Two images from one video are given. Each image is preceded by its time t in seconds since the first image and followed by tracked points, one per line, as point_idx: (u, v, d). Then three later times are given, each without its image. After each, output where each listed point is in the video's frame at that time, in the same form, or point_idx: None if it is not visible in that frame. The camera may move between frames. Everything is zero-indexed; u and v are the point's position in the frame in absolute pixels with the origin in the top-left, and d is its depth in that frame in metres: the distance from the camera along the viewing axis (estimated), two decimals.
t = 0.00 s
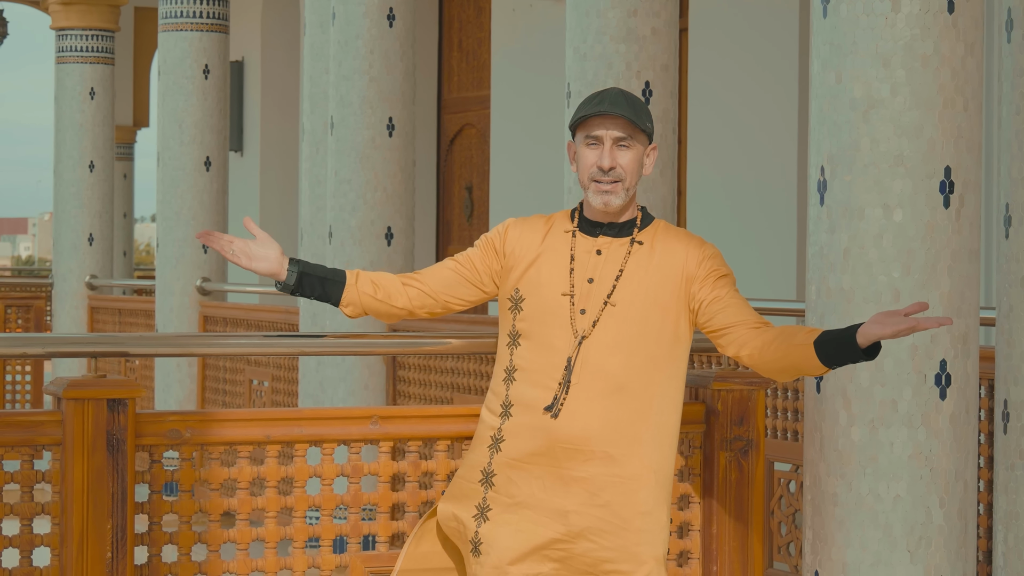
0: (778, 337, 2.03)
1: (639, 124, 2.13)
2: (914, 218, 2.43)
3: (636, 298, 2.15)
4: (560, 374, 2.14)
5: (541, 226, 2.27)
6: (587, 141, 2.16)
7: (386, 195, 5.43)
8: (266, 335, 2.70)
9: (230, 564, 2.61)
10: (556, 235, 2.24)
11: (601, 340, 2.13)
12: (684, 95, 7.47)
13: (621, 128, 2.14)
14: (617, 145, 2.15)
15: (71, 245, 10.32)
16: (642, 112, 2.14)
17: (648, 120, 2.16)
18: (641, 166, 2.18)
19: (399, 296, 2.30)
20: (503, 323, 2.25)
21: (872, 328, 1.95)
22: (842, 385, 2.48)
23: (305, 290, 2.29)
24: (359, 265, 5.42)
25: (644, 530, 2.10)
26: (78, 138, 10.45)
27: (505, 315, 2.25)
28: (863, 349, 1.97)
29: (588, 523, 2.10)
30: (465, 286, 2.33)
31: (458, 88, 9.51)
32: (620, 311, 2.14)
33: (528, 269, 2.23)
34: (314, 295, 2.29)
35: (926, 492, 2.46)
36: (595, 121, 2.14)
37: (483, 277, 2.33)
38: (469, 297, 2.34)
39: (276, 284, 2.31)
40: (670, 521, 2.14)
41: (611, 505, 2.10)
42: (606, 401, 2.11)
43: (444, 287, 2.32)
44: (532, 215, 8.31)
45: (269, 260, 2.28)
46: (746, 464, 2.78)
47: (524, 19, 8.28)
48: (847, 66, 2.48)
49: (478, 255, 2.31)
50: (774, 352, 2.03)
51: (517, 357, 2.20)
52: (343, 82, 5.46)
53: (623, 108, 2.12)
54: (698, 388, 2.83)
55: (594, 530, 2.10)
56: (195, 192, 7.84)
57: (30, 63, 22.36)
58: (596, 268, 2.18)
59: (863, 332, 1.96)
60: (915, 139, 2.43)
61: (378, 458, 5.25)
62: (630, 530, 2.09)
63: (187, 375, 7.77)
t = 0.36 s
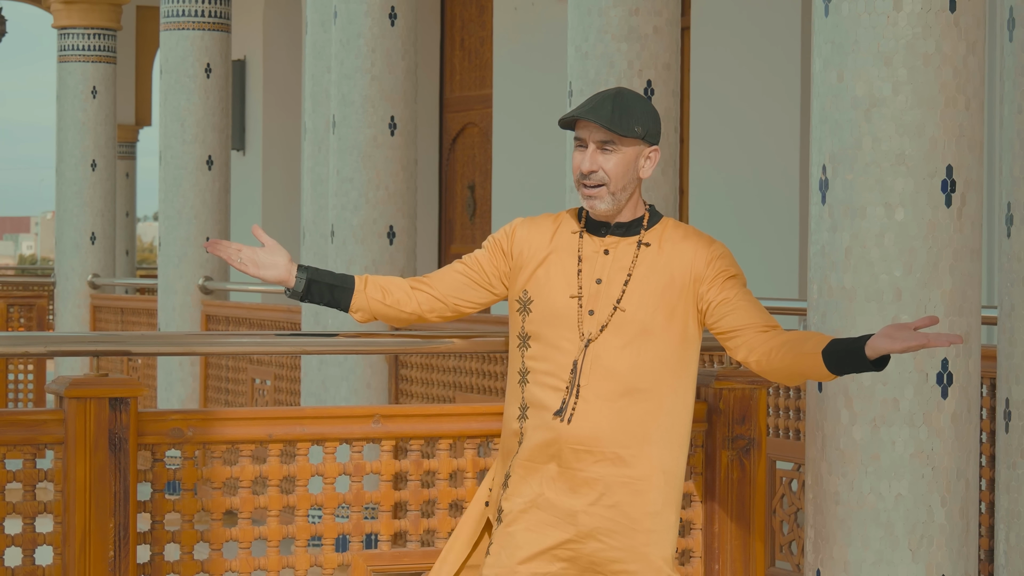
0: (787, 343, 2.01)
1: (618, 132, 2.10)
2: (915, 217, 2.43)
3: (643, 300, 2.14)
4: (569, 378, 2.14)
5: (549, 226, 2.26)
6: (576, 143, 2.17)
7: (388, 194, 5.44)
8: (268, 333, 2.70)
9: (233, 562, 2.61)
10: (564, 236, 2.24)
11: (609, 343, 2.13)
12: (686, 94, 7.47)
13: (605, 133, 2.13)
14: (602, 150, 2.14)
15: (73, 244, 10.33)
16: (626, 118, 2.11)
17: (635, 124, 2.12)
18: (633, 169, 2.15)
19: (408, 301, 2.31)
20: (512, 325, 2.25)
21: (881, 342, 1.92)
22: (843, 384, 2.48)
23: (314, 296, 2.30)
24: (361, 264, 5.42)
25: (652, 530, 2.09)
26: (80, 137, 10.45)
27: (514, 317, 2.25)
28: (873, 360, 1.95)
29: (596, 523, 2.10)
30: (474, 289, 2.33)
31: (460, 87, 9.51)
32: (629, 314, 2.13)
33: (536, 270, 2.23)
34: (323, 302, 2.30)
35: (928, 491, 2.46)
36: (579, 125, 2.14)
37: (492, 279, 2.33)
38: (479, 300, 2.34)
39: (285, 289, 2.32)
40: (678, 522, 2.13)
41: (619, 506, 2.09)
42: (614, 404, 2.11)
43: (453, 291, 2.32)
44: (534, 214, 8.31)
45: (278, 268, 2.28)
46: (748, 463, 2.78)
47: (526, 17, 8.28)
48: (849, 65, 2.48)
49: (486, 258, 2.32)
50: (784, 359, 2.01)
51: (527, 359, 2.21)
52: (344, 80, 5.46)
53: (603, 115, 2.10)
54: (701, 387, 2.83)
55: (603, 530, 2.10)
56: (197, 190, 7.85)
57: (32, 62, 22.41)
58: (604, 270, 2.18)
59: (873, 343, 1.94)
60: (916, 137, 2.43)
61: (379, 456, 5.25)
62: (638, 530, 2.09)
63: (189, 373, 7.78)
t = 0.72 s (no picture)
0: (794, 342, 2.01)
1: (632, 131, 2.10)
2: (916, 216, 2.43)
3: (648, 300, 2.14)
4: (572, 378, 2.13)
5: (554, 225, 2.26)
6: (587, 142, 2.17)
7: (389, 193, 5.44)
8: (268, 333, 2.70)
9: (235, 562, 2.61)
10: (568, 235, 2.23)
11: (613, 343, 2.13)
12: (687, 94, 7.47)
13: (617, 132, 2.13)
14: (613, 149, 2.14)
15: (75, 243, 10.34)
16: (639, 117, 2.11)
17: (648, 125, 2.12)
18: (642, 170, 2.15)
19: (412, 301, 2.31)
20: (516, 324, 2.25)
21: (886, 341, 1.92)
22: (844, 383, 2.48)
23: (317, 297, 2.30)
24: (363, 263, 5.42)
25: (657, 530, 2.10)
26: (81, 137, 10.45)
27: (518, 317, 2.26)
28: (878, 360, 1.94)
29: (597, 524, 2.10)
30: (478, 289, 2.33)
31: (461, 86, 9.51)
32: (634, 315, 2.13)
33: (540, 269, 2.23)
34: (327, 302, 2.30)
35: (929, 490, 2.46)
36: (591, 124, 2.14)
37: (495, 278, 2.33)
38: (483, 299, 2.34)
39: (288, 290, 2.32)
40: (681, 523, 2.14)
41: (622, 506, 2.09)
42: (618, 404, 2.11)
43: (457, 291, 2.32)
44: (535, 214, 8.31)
45: (281, 268, 2.28)
46: (750, 463, 2.78)
47: (527, 17, 8.28)
48: (851, 64, 2.48)
49: (490, 258, 2.32)
50: (790, 358, 2.01)
51: (531, 359, 2.21)
52: (346, 80, 5.46)
53: (617, 113, 2.10)
54: (701, 386, 2.83)
55: (605, 531, 2.10)
56: (198, 190, 7.85)
57: (31, 61, 22.42)
58: (608, 269, 2.17)
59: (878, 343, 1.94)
60: (917, 137, 2.43)
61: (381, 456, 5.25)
62: (642, 531, 2.09)
63: (191, 373, 7.79)
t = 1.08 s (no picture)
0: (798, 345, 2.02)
1: (623, 128, 2.11)
2: (918, 217, 2.43)
3: (646, 302, 2.14)
4: (570, 380, 2.13)
5: (553, 226, 2.26)
6: (584, 138, 2.19)
7: (392, 193, 5.44)
8: (271, 333, 2.69)
9: (236, 562, 2.61)
10: (568, 236, 2.24)
11: (611, 344, 2.12)
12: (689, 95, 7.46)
13: (610, 129, 2.14)
14: (606, 146, 2.15)
15: (76, 243, 10.34)
16: (632, 116, 2.12)
17: (641, 123, 2.13)
18: (635, 168, 2.16)
19: (411, 300, 2.31)
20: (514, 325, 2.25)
21: (890, 343, 1.93)
22: (846, 384, 2.49)
23: (317, 292, 2.32)
24: (364, 264, 5.43)
25: (656, 531, 2.10)
26: (83, 137, 10.45)
27: (516, 317, 2.25)
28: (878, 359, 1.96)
29: (597, 525, 2.10)
30: (477, 289, 2.33)
31: (463, 86, 9.51)
32: (632, 317, 2.13)
33: (539, 270, 2.23)
34: (327, 297, 2.32)
35: (931, 490, 2.46)
36: (587, 119, 2.16)
37: (495, 279, 2.33)
38: (483, 300, 2.34)
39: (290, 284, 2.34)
40: (679, 524, 2.14)
41: (621, 508, 2.10)
42: (617, 405, 2.11)
43: (456, 290, 2.32)
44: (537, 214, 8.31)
45: (282, 261, 2.30)
46: (752, 463, 2.78)
47: (529, 17, 8.28)
48: (853, 65, 2.48)
49: (489, 258, 2.32)
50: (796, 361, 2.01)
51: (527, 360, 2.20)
52: (348, 80, 5.47)
53: (610, 111, 2.12)
54: (703, 387, 2.83)
55: (604, 533, 2.10)
56: (201, 190, 7.86)
57: (33, 61, 22.43)
58: (606, 270, 2.17)
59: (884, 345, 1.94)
60: (920, 138, 2.43)
61: (382, 456, 5.26)
62: (641, 533, 2.10)
63: (192, 373, 7.79)
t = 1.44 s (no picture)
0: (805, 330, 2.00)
1: (621, 125, 2.12)
2: (919, 216, 2.43)
3: (642, 299, 2.13)
4: (566, 376, 2.14)
5: (550, 221, 2.26)
6: (583, 132, 2.20)
7: (393, 192, 5.44)
8: (274, 331, 2.69)
9: (238, 560, 2.62)
10: (565, 230, 2.24)
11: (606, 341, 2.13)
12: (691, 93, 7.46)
13: (607, 124, 2.15)
14: (604, 141, 2.16)
15: (78, 242, 10.35)
16: (632, 112, 2.13)
17: (641, 120, 2.13)
18: (633, 165, 2.16)
19: (407, 288, 2.32)
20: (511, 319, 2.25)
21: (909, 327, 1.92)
22: (847, 381, 2.49)
23: (315, 276, 2.33)
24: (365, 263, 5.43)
25: (653, 529, 2.11)
26: (85, 135, 10.46)
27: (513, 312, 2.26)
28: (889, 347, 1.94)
29: (595, 523, 2.10)
30: (474, 281, 2.34)
31: (465, 85, 9.52)
32: (627, 314, 2.13)
33: (536, 264, 2.23)
34: (324, 282, 2.33)
35: (932, 488, 2.46)
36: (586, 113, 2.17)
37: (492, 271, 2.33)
38: (480, 291, 2.35)
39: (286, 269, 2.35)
40: (677, 522, 2.15)
41: (618, 507, 2.10)
42: (613, 403, 2.11)
43: (452, 280, 2.33)
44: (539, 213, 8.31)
45: (281, 244, 2.32)
46: (753, 461, 2.78)
47: (531, 16, 8.29)
48: (854, 63, 2.48)
49: (486, 250, 2.32)
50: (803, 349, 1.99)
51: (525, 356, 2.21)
52: (350, 79, 5.47)
53: (608, 106, 2.12)
54: (705, 385, 2.84)
55: (602, 532, 2.10)
56: (202, 189, 7.86)
57: (34, 61, 22.44)
58: (602, 266, 2.17)
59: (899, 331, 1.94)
60: (921, 136, 2.43)
61: (384, 454, 5.27)
62: (637, 532, 2.10)
63: (194, 372, 7.79)
